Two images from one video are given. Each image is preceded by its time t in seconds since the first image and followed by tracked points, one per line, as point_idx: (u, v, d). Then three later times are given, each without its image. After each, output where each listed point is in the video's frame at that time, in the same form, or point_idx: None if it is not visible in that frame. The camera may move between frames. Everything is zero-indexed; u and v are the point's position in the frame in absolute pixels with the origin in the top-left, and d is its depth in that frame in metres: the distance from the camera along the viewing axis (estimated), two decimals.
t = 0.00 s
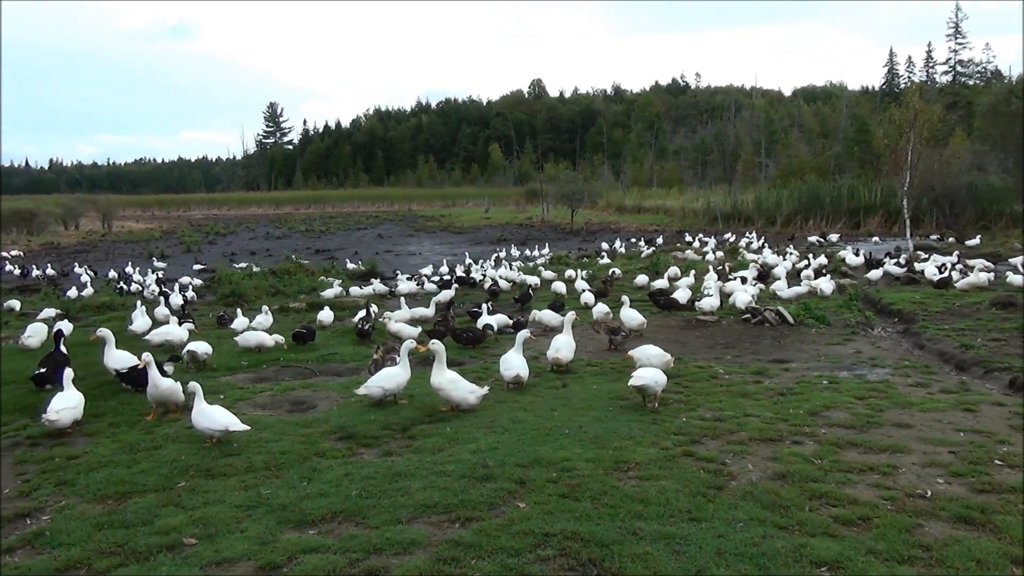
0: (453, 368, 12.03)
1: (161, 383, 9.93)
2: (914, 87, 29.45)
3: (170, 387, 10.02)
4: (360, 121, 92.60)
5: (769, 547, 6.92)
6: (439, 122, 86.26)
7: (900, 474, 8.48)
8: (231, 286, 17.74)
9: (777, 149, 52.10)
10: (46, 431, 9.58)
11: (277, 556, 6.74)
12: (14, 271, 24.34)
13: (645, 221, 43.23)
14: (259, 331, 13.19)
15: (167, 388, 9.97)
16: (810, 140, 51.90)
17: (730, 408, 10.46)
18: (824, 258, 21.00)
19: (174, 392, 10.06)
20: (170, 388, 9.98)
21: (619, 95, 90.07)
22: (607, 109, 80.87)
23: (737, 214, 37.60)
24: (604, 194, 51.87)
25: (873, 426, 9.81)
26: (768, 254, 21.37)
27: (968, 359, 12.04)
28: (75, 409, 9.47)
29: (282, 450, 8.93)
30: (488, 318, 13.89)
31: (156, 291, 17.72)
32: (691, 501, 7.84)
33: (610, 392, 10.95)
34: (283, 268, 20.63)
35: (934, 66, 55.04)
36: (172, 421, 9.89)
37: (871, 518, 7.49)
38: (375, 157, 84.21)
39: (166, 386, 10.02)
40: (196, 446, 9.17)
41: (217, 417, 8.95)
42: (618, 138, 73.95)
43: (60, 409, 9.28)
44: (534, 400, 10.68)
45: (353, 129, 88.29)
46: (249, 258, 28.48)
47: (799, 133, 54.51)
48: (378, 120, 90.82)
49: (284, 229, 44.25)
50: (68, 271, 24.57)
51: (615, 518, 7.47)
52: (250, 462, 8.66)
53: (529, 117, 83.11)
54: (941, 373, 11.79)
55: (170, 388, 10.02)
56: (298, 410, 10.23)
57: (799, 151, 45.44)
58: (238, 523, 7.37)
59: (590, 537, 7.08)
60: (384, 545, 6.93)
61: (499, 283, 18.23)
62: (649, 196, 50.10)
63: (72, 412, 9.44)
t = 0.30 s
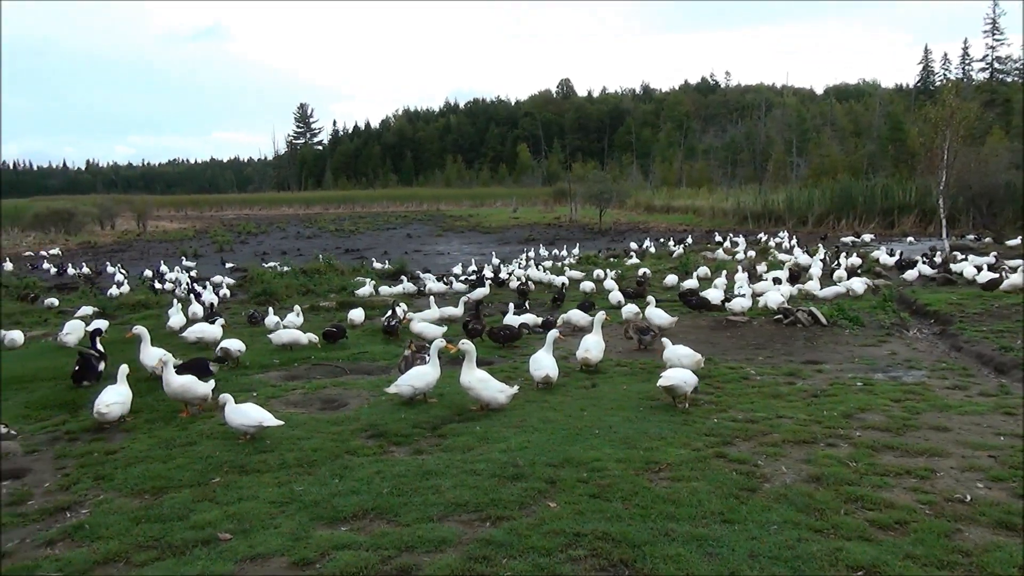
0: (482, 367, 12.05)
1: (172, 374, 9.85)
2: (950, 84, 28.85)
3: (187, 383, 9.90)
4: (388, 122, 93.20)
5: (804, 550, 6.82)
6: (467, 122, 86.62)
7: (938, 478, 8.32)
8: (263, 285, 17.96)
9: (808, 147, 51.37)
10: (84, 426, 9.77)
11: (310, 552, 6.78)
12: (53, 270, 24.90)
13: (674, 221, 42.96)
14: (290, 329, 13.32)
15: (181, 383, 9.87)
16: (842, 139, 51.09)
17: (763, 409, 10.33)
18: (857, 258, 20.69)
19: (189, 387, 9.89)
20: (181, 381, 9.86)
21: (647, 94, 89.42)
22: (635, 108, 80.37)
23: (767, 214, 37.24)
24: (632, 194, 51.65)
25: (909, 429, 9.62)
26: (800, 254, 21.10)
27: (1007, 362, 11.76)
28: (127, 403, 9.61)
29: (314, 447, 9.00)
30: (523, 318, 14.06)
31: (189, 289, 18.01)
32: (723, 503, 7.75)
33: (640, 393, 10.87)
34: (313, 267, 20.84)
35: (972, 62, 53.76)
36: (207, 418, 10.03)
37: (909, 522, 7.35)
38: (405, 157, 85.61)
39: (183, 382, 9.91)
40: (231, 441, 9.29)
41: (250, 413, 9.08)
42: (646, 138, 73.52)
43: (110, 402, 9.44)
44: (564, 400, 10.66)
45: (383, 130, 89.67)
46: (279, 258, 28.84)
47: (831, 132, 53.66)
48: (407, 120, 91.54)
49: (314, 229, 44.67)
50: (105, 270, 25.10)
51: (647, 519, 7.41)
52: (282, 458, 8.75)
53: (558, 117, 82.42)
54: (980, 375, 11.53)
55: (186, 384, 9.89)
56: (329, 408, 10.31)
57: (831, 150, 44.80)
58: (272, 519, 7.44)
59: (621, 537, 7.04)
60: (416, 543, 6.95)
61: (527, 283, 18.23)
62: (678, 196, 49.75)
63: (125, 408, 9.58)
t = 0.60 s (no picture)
0: (525, 366, 12.05)
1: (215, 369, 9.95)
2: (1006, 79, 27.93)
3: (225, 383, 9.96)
4: (430, 122, 93.88)
5: (854, 556, 6.68)
6: (509, 121, 86.82)
7: (995, 485, 8.05)
8: (308, 283, 18.24)
9: (857, 145, 50.20)
10: (137, 419, 10.05)
11: (355, 546, 6.86)
12: (108, 267, 25.68)
13: (717, 220, 42.44)
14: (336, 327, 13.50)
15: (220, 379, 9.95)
16: (892, 136, 49.79)
17: (810, 411, 10.14)
18: (907, 258, 20.19)
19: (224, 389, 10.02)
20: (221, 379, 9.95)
21: (690, 92, 88.21)
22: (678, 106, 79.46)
23: (813, 214, 36.53)
24: (674, 193, 51.16)
25: (964, 434, 9.35)
26: (847, 255, 20.66)
27: None
28: (178, 396, 9.96)
29: (359, 443, 9.10)
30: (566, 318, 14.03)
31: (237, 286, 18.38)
32: (771, 506, 7.62)
33: (684, 394, 10.76)
34: (357, 265, 21.10)
35: None
36: (255, 413, 10.22)
37: (964, 530, 7.14)
38: (447, 157, 86.52)
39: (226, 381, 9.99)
40: (278, 436, 9.45)
41: (297, 408, 9.27)
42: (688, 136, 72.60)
43: (162, 393, 9.82)
44: (607, 399, 10.60)
45: (426, 130, 90.76)
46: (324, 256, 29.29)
47: (880, 129, 52.32)
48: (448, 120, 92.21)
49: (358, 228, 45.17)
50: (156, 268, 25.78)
51: (692, 520, 7.32)
52: (328, 453, 8.86)
53: (599, 117, 82.02)
54: None
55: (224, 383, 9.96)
56: (374, 405, 10.42)
57: (880, 147, 43.74)
58: (318, 513, 7.54)
59: (666, 539, 6.96)
60: (459, 540, 6.98)
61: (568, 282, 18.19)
62: (721, 194, 49.10)
63: (175, 400, 9.92)
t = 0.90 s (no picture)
0: (565, 365, 12.04)
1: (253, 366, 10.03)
2: None
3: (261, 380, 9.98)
4: (469, 121, 94.32)
5: (904, 562, 6.52)
6: (548, 120, 86.72)
7: None
8: (350, 280, 18.46)
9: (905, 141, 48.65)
10: (185, 412, 10.28)
11: (397, 542, 6.91)
12: (158, 264, 26.36)
13: (760, 219, 41.80)
14: (377, 324, 13.64)
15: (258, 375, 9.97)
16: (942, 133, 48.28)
17: (857, 414, 9.93)
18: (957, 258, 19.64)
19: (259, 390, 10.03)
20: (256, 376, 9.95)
21: (732, 88, 86.84)
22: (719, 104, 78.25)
23: (859, 212, 35.63)
24: (716, 192, 50.53)
25: (1018, 439, 9.05)
26: (895, 254, 20.18)
27: None
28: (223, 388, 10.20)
29: (401, 439, 9.19)
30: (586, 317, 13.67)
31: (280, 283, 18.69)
32: (817, 509, 7.48)
33: (728, 394, 10.64)
34: (397, 263, 21.27)
35: None
36: (299, 407, 10.38)
37: (1019, 538, 6.92)
38: (486, 156, 87.12)
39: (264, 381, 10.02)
40: (322, 431, 9.58)
41: (342, 404, 9.42)
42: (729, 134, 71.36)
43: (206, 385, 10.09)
44: (648, 399, 10.52)
45: (465, 129, 91.50)
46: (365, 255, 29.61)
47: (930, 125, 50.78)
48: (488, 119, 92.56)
49: (398, 227, 45.51)
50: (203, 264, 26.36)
51: (736, 522, 7.22)
52: (370, 449, 8.96)
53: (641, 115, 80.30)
54: None
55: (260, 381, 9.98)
56: (415, 401, 10.50)
57: (930, 143, 42.43)
58: (361, 508, 7.62)
59: (710, 540, 6.88)
60: (501, 537, 6.99)
61: (607, 281, 18.11)
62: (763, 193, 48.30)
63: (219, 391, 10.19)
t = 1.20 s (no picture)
0: (596, 364, 12.00)
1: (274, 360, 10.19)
2: None
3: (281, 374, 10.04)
4: (500, 120, 94.46)
5: (945, 568, 6.38)
6: (579, 119, 86.53)
7: None
8: (382, 279, 18.62)
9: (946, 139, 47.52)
10: (222, 408, 10.45)
11: (430, 539, 6.95)
12: (194, 262, 26.85)
13: (795, 218, 41.23)
14: (409, 322, 13.73)
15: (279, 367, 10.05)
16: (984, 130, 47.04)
17: (895, 417, 9.76)
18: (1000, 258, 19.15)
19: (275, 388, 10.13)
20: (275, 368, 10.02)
21: (766, 86, 85.54)
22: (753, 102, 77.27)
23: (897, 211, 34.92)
24: (749, 191, 49.96)
25: None
26: (933, 254, 19.74)
27: None
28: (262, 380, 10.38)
29: (434, 437, 9.24)
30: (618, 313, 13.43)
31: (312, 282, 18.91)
32: (854, 513, 7.36)
33: (762, 395, 10.51)
34: (428, 262, 21.39)
35: None
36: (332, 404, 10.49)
37: None
38: (517, 155, 87.23)
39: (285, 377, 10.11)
40: (355, 428, 9.68)
41: (377, 400, 9.52)
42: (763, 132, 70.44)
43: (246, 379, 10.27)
44: (681, 399, 10.45)
45: (496, 128, 91.73)
46: (397, 253, 29.83)
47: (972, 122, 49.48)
48: (519, 118, 92.67)
49: (429, 225, 45.76)
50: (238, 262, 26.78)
51: (771, 525, 7.14)
52: (403, 446, 9.03)
53: (673, 112, 79.88)
54: None
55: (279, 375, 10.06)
56: (447, 399, 10.55)
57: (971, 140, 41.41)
58: (395, 504, 7.68)
59: (744, 542, 6.81)
60: (533, 536, 6.99)
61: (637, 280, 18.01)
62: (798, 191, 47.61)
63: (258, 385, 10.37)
